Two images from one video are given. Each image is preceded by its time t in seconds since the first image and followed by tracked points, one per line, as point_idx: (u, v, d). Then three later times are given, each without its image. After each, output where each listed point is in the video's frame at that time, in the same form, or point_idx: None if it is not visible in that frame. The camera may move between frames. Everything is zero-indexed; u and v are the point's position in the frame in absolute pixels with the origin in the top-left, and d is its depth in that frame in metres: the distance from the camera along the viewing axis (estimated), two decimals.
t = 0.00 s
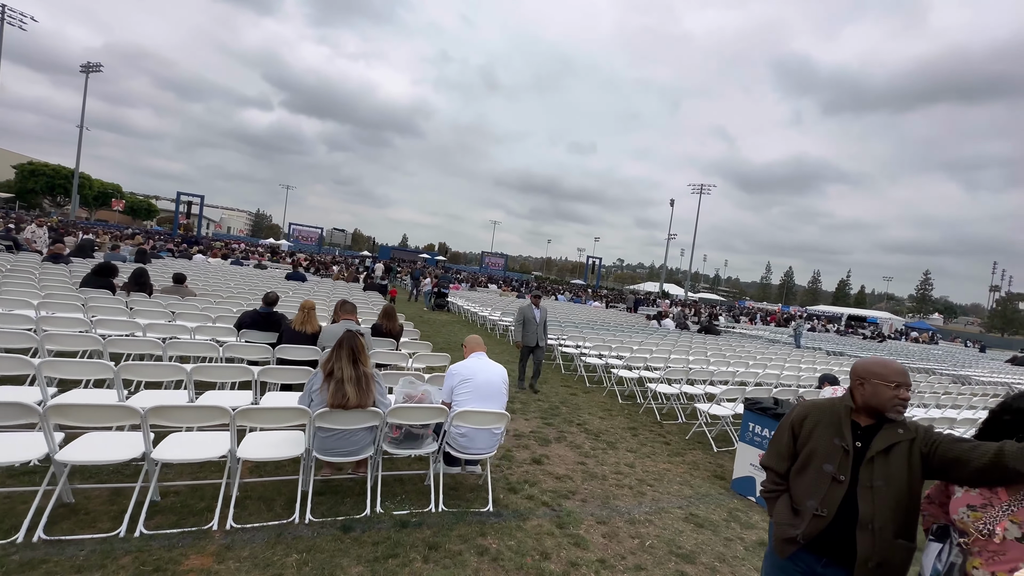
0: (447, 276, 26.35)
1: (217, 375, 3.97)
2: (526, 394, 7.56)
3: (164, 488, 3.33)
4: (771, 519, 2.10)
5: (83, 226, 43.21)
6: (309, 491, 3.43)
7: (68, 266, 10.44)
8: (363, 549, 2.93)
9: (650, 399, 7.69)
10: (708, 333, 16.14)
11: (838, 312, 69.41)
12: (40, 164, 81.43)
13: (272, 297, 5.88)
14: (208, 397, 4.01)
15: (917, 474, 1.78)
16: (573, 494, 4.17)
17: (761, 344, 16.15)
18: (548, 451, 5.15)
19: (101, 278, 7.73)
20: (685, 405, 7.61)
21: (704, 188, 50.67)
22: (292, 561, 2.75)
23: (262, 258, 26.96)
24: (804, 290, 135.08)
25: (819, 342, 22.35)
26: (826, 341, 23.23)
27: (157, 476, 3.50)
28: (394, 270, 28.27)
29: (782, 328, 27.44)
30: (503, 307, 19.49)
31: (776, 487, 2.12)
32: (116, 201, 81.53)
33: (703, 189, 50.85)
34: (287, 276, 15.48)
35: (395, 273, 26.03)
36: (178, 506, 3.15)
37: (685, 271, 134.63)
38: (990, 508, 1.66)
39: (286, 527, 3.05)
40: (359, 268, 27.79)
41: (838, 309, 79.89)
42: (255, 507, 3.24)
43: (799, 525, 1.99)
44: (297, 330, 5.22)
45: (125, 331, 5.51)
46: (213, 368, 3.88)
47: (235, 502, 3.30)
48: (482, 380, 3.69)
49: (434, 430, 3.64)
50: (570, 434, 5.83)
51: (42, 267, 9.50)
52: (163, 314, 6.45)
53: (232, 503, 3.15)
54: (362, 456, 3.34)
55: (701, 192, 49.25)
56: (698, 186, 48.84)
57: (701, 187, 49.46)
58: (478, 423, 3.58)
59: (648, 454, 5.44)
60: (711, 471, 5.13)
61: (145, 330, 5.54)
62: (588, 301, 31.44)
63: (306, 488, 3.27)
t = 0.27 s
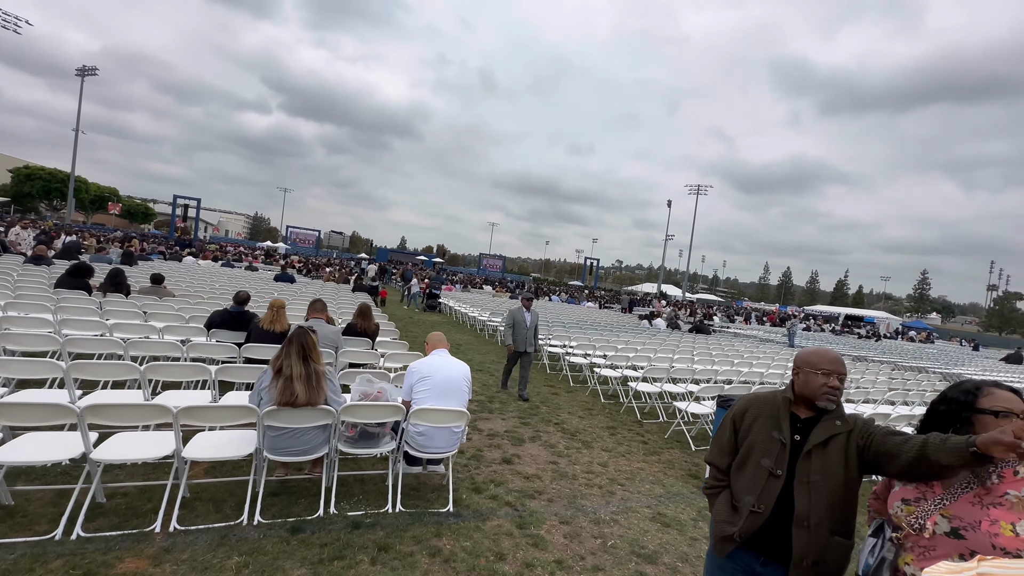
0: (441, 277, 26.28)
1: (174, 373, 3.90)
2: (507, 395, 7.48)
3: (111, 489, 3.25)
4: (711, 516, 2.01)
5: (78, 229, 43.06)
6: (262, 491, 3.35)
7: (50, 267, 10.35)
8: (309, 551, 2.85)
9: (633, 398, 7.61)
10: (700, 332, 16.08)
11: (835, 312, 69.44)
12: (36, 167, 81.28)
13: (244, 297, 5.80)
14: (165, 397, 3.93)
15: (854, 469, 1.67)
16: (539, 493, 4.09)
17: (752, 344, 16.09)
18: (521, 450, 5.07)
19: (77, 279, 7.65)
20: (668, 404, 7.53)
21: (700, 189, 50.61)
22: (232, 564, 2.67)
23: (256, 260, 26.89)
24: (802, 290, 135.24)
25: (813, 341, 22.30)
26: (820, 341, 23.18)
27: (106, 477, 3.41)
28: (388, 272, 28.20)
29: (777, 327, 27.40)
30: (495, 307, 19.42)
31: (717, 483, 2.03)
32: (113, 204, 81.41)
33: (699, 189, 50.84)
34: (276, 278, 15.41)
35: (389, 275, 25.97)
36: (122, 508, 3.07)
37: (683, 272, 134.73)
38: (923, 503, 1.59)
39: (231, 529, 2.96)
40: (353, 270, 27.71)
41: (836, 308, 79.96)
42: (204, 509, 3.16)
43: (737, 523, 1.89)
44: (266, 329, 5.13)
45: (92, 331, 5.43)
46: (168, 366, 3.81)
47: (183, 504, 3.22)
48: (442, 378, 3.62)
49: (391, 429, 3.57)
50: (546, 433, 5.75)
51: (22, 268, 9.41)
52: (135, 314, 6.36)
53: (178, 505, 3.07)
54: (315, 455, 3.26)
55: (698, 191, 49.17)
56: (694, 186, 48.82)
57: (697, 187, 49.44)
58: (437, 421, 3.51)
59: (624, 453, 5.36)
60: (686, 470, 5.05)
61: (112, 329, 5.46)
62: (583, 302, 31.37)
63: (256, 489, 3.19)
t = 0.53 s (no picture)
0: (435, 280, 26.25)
1: (132, 379, 3.86)
2: (488, 398, 7.43)
3: (60, 498, 3.19)
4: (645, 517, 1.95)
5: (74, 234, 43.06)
6: (216, 498, 3.29)
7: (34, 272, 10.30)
8: (255, 559, 2.80)
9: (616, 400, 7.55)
10: (692, 333, 16.03)
11: (833, 313, 69.39)
12: (34, 173, 81.41)
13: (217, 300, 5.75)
14: (124, 402, 3.88)
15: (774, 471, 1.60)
16: (505, 498, 4.03)
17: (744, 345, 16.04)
18: (493, 454, 5.01)
19: (55, 284, 7.60)
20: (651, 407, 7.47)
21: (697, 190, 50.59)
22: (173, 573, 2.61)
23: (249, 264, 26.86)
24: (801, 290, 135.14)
25: (807, 341, 22.27)
26: (815, 341, 23.13)
27: (58, 484, 3.36)
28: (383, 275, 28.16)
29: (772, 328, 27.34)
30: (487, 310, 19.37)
31: (655, 485, 1.97)
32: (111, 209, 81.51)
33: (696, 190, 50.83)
34: (266, 282, 15.37)
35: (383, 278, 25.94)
36: (69, 517, 3.01)
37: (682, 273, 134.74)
38: (847, 507, 1.55)
39: (179, 537, 2.90)
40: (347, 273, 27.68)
41: (834, 309, 79.89)
42: (153, 516, 3.10)
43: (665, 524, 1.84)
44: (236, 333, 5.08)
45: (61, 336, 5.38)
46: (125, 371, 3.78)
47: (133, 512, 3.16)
48: (402, 381, 3.58)
49: (350, 434, 3.52)
50: (522, 437, 5.69)
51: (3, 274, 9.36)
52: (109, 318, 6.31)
53: (126, 512, 3.01)
54: (270, 460, 3.18)
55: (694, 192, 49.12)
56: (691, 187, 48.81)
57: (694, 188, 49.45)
58: (395, 426, 3.45)
59: (599, 456, 5.30)
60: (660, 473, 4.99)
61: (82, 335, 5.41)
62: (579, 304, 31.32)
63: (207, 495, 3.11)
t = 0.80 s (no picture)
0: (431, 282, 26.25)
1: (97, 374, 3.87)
2: (471, 396, 7.41)
3: (17, 492, 3.19)
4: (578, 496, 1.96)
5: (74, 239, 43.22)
6: (174, 492, 3.28)
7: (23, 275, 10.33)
8: (204, 552, 2.78)
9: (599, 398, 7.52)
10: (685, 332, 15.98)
11: (834, 313, 69.20)
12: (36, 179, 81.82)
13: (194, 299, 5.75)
14: (88, 399, 3.88)
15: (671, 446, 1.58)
16: (472, 493, 4.00)
17: (738, 343, 15.97)
18: (467, 450, 4.99)
19: (39, 285, 7.61)
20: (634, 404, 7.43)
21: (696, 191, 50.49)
22: (118, 566, 2.59)
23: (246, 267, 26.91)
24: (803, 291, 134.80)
25: (804, 340, 22.18)
26: (812, 340, 23.04)
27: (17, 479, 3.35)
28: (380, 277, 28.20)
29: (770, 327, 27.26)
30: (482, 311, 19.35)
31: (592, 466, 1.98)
32: (112, 214, 81.86)
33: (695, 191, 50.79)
34: (259, 283, 15.39)
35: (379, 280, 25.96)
36: (23, 511, 3.00)
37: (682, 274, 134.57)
38: (759, 486, 1.51)
39: (131, 530, 2.89)
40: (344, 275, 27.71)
41: (835, 309, 79.64)
42: (109, 510, 3.09)
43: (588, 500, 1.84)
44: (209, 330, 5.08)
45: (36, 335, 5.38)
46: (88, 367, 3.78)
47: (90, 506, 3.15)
48: (362, 374, 3.56)
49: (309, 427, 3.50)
50: (499, 433, 5.66)
51: None
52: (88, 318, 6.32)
53: (80, 506, 3.00)
54: (226, 453, 3.18)
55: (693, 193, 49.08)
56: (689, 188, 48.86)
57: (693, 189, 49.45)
58: (354, 419, 3.43)
59: (575, 453, 5.27)
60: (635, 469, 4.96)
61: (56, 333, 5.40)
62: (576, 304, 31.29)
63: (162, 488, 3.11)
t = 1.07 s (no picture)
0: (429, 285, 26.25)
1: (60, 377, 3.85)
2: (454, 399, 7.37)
3: None
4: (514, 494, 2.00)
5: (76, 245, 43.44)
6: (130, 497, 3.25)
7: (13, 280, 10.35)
8: (151, 557, 2.75)
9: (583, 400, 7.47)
10: (680, 334, 15.90)
11: (836, 314, 68.84)
12: (40, 185, 82.38)
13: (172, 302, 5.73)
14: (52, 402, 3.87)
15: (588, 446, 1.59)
16: (438, 496, 3.96)
17: (733, 345, 15.86)
18: (440, 453, 4.94)
19: (23, 289, 7.61)
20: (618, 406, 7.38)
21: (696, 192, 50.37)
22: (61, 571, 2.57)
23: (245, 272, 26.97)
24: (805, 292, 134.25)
25: (801, 341, 22.05)
26: (810, 341, 22.87)
27: None
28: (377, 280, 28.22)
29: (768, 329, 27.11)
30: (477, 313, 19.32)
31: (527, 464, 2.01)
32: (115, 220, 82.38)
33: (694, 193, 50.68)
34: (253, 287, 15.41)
35: (376, 283, 25.98)
36: None
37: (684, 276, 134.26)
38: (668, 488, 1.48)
39: (80, 535, 2.87)
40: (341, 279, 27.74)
41: (838, 310, 79.19)
42: (61, 515, 3.07)
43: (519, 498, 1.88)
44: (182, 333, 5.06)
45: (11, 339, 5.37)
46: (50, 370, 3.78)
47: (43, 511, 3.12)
48: (323, 376, 3.53)
49: (268, 431, 3.47)
50: (476, 436, 5.62)
51: None
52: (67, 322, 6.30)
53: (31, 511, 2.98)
54: (181, 457, 3.16)
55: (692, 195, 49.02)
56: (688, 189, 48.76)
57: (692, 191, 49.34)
58: (314, 422, 3.39)
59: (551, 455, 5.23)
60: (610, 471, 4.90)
61: (30, 338, 5.39)
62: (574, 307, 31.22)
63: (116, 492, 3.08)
